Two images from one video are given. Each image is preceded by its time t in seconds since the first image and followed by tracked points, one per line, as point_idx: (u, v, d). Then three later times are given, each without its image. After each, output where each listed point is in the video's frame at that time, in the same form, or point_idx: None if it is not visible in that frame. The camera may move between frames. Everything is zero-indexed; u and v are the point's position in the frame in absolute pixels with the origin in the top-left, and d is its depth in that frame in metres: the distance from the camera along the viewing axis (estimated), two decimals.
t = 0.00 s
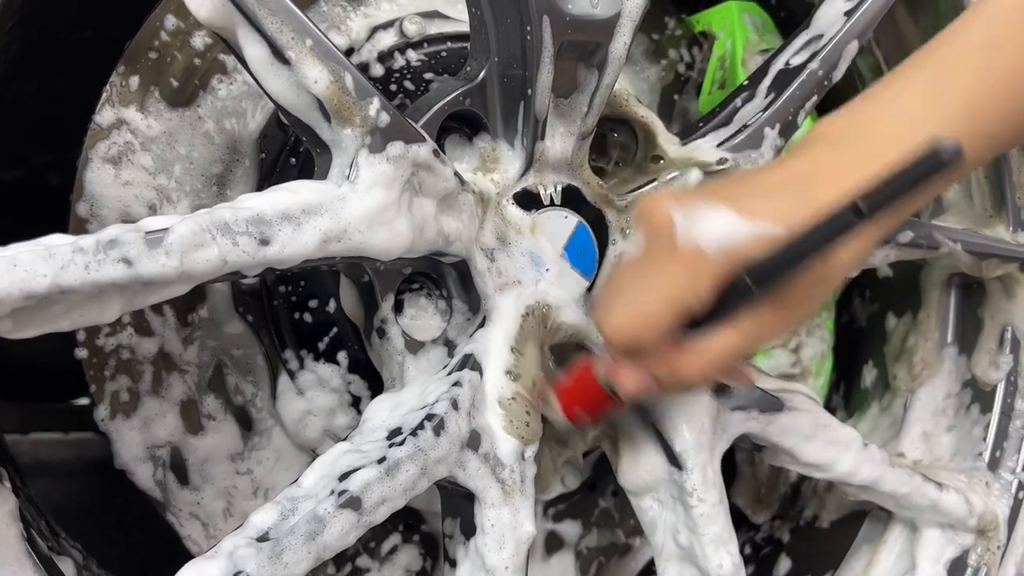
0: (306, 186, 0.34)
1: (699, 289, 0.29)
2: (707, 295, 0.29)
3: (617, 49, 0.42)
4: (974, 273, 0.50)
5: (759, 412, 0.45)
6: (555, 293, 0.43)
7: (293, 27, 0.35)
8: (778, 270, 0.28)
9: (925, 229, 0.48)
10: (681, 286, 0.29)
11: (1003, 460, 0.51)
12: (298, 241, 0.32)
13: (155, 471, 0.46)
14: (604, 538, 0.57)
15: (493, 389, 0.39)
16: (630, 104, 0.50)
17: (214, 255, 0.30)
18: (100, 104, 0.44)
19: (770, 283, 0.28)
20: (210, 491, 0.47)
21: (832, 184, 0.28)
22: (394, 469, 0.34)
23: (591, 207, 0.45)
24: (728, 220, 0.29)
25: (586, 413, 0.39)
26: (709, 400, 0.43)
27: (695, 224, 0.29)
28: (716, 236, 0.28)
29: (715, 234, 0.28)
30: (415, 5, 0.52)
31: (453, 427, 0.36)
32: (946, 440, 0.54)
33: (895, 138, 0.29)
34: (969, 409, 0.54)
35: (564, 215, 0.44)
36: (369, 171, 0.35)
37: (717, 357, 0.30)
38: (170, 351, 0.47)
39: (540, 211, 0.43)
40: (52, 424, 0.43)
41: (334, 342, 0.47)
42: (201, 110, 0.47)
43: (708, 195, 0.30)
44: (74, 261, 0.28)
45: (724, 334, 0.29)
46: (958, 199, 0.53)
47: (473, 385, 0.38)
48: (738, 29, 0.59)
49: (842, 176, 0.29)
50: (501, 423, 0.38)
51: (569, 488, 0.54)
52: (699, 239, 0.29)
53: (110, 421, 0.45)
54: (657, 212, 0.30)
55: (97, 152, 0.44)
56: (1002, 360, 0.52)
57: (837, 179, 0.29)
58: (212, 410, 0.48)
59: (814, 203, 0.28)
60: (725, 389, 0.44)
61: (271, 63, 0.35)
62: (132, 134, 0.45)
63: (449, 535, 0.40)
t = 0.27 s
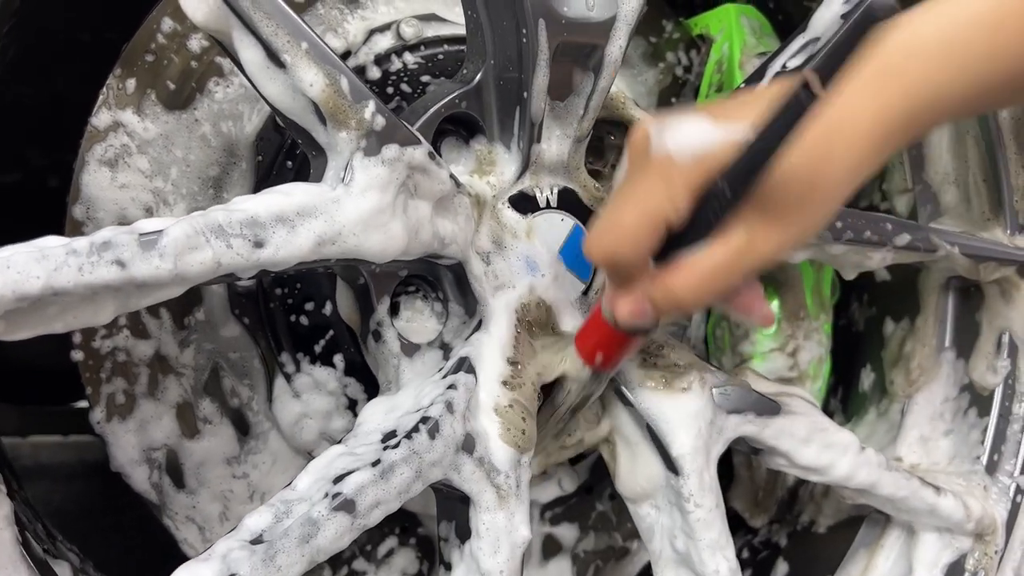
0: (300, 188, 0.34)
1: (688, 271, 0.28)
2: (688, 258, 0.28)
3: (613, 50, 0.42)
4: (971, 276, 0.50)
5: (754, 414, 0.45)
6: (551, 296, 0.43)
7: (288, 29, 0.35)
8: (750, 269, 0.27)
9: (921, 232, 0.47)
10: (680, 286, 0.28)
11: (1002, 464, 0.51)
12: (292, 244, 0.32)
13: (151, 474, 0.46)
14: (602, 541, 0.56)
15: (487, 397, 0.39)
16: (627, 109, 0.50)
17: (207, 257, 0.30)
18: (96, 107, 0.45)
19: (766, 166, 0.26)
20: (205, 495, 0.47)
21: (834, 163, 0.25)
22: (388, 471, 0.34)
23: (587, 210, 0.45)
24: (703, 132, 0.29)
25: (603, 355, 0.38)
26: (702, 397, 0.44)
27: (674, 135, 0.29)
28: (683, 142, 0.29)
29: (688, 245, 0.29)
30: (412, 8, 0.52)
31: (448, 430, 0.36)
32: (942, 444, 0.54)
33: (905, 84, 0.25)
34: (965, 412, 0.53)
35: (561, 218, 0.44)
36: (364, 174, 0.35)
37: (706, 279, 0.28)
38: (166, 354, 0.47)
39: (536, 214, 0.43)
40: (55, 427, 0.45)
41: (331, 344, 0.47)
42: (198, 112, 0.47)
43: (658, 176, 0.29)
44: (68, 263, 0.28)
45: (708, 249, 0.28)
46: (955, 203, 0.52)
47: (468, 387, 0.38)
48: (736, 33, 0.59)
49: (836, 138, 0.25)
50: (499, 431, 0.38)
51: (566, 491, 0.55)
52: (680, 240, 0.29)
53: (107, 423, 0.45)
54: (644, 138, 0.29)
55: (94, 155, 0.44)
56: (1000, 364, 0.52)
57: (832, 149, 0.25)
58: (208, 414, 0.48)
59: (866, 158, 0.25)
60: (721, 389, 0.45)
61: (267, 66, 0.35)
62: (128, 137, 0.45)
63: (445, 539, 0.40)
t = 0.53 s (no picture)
0: (296, 194, 0.34)
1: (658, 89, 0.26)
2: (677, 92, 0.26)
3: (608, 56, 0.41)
4: (969, 281, 0.50)
5: (751, 420, 0.45)
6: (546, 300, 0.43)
7: (285, 36, 0.35)
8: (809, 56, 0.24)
9: (917, 236, 0.47)
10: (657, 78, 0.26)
11: (1000, 469, 0.51)
12: (287, 250, 0.32)
13: (147, 479, 0.46)
14: (599, 547, 0.56)
15: (482, 406, 0.39)
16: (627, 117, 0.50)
17: (202, 263, 0.30)
18: (95, 113, 0.45)
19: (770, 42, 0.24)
20: (202, 501, 0.47)
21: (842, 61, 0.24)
22: (383, 477, 0.34)
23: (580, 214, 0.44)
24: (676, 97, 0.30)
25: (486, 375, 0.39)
26: (700, 403, 0.43)
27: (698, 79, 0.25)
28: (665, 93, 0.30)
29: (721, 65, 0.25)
30: (409, 13, 0.52)
31: (443, 436, 0.36)
32: (941, 449, 0.53)
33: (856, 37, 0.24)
34: (963, 419, 0.53)
35: (553, 223, 0.43)
36: (358, 180, 0.35)
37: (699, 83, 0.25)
38: (162, 359, 0.47)
39: (531, 220, 0.43)
40: (54, 432, 0.46)
41: (327, 350, 0.47)
42: (195, 118, 0.47)
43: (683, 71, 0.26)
44: (62, 269, 0.28)
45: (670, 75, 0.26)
46: (953, 209, 0.52)
47: (464, 394, 0.38)
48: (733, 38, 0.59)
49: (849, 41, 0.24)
50: (495, 440, 0.38)
51: (563, 496, 0.55)
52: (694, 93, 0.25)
53: (103, 428, 0.45)
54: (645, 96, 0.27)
55: (91, 160, 0.45)
56: (997, 371, 0.52)
57: None
58: (205, 421, 0.48)
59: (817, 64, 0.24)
60: (717, 395, 0.44)
61: (263, 73, 0.36)
62: (125, 142, 0.46)
63: (441, 545, 0.40)
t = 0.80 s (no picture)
0: (288, 199, 0.34)
1: (570, 126, 0.24)
2: (570, 130, 0.24)
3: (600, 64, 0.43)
4: (970, 285, 0.49)
5: (751, 427, 0.44)
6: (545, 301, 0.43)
7: (279, 42, 0.35)
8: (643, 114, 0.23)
9: (918, 240, 0.46)
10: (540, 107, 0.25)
11: (1004, 476, 0.50)
12: (278, 254, 0.32)
13: (144, 486, 0.46)
14: (600, 554, 0.54)
15: (478, 416, 0.38)
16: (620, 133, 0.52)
17: (193, 268, 0.30)
18: (91, 119, 0.45)
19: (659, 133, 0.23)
20: (198, 512, 0.47)
21: (721, 141, 0.23)
22: (375, 483, 0.33)
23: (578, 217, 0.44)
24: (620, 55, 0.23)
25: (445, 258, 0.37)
26: (700, 407, 0.42)
27: (589, 52, 0.23)
28: (595, 74, 0.23)
29: (595, 77, 0.23)
30: (407, 19, 0.53)
31: (436, 442, 0.36)
32: (945, 459, 0.53)
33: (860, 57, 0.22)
34: (967, 428, 0.52)
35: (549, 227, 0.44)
36: (352, 186, 0.35)
37: (580, 215, 0.26)
38: (159, 366, 0.47)
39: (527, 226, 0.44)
40: (56, 440, 0.46)
41: (324, 357, 0.47)
42: (192, 124, 0.47)
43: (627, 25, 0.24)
44: (51, 272, 0.28)
45: (604, 185, 0.25)
46: (955, 214, 0.52)
47: (457, 400, 0.39)
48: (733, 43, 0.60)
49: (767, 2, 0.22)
50: (492, 456, 0.37)
51: (563, 503, 0.54)
52: (574, 70, 0.24)
53: (99, 435, 0.45)
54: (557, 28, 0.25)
55: (88, 166, 0.45)
56: (1000, 381, 0.50)
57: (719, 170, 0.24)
58: (201, 431, 0.47)
59: (698, 50, 0.22)
60: (716, 401, 0.44)
61: (257, 79, 0.35)
62: (122, 149, 0.46)
63: (436, 554, 0.39)
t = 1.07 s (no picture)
0: (288, 196, 0.34)
1: (613, 232, 0.27)
2: (611, 243, 0.27)
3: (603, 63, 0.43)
4: (971, 284, 0.49)
5: (751, 426, 0.44)
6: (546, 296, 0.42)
7: (280, 41, 0.35)
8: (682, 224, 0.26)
9: (920, 239, 0.46)
10: (587, 218, 0.27)
11: (1007, 476, 0.50)
12: (277, 253, 0.32)
13: (145, 485, 0.46)
14: (601, 554, 0.54)
15: (478, 415, 0.38)
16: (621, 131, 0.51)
17: (192, 266, 0.30)
18: (93, 118, 0.45)
19: (690, 241, 0.27)
20: (200, 512, 0.47)
21: (779, 153, 0.26)
22: (374, 481, 0.34)
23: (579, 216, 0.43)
24: (652, 164, 0.26)
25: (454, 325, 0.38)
26: (701, 407, 0.43)
27: (621, 162, 0.26)
28: (638, 181, 0.26)
29: (633, 188, 0.26)
30: (408, 18, 0.52)
31: (436, 441, 0.36)
32: (946, 460, 0.53)
33: (848, 69, 0.27)
34: (969, 428, 0.52)
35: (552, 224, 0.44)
36: (351, 184, 0.35)
37: (621, 303, 0.29)
38: (159, 365, 0.46)
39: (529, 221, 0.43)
40: (57, 440, 0.49)
41: (325, 355, 0.47)
42: (193, 123, 0.47)
43: (641, 111, 0.27)
44: (51, 269, 0.28)
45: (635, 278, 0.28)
46: (958, 213, 0.52)
47: (456, 398, 0.39)
48: (733, 41, 0.59)
49: (792, 137, 0.26)
50: (491, 455, 0.37)
51: (564, 503, 0.54)
52: (614, 179, 0.27)
53: (100, 434, 0.45)
54: (582, 127, 0.28)
55: (90, 165, 0.45)
56: (1003, 382, 0.50)
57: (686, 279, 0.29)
58: (202, 431, 0.47)
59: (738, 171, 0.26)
60: (718, 401, 0.44)
61: (257, 78, 0.36)
62: (123, 148, 0.46)
63: (436, 552, 0.39)
